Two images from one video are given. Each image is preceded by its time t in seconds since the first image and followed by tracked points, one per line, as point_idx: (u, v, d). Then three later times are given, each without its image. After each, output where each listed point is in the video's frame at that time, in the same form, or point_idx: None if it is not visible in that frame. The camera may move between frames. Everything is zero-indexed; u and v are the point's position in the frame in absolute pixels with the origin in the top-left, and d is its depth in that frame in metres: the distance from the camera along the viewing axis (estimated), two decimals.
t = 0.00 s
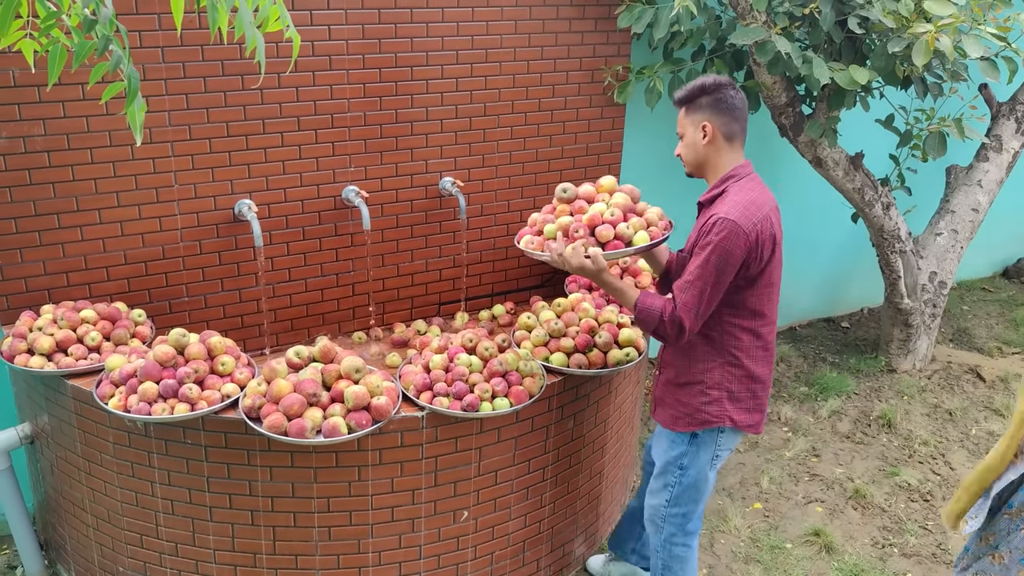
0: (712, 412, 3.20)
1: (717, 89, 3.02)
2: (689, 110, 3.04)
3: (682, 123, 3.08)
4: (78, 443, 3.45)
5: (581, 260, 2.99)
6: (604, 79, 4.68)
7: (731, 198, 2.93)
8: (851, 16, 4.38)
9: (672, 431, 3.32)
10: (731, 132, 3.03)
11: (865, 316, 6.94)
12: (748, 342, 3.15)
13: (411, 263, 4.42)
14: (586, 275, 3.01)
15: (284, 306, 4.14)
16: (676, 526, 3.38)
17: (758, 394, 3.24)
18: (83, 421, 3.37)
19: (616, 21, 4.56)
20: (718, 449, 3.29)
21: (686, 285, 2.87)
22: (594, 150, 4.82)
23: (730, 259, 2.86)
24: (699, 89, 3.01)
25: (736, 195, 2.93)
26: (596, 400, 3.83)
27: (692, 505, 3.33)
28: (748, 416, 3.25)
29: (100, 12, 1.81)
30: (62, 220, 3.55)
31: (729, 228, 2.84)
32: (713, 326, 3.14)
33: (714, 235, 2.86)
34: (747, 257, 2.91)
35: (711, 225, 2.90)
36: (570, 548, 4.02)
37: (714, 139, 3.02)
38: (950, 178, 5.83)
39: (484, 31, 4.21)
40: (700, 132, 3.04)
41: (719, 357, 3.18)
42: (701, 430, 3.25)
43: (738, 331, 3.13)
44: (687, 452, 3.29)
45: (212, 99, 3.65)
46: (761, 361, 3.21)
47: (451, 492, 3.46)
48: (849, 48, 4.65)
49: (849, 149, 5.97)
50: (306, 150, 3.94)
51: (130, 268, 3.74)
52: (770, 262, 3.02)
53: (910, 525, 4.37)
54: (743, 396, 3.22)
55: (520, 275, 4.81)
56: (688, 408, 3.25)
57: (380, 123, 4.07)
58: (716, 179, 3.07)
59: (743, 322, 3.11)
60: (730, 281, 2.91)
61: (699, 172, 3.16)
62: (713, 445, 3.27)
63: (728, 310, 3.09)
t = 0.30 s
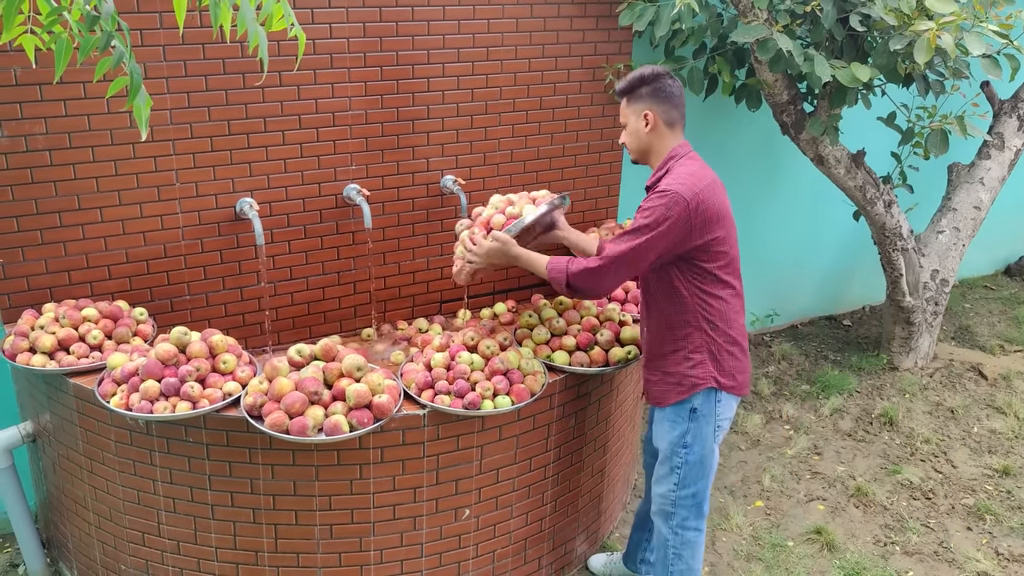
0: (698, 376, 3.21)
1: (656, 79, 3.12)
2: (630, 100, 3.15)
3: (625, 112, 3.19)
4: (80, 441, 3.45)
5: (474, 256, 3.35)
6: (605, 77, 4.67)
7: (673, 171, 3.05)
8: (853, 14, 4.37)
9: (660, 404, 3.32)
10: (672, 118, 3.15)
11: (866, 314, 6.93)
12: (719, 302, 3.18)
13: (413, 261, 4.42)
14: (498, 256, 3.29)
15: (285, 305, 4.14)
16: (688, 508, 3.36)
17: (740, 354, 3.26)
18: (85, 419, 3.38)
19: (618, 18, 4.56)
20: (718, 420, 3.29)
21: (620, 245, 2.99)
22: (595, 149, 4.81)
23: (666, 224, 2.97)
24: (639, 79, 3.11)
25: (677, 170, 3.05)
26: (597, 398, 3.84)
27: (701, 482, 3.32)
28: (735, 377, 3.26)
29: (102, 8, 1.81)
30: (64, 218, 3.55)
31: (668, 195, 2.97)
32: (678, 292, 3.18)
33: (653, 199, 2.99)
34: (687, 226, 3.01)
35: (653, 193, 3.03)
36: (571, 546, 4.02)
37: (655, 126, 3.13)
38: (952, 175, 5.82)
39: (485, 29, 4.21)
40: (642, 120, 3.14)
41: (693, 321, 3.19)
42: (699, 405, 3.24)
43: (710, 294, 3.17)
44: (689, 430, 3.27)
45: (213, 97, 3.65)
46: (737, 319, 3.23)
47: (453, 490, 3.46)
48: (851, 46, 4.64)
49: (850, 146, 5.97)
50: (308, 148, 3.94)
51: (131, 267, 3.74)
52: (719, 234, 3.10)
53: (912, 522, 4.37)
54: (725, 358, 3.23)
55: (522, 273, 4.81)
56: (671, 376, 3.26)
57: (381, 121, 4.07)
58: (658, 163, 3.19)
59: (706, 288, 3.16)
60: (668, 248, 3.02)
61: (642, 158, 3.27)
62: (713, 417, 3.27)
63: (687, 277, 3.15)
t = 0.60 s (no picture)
0: (682, 357, 3.21)
1: (642, 77, 3.13)
2: (617, 99, 3.17)
3: (614, 112, 3.20)
4: (83, 441, 3.46)
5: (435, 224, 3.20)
6: (607, 77, 4.68)
7: (660, 159, 3.06)
8: (855, 13, 4.37)
9: (646, 385, 3.33)
10: (659, 116, 3.15)
11: (869, 313, 6.91)
12: (704, 284, 3.16)
13: (415, 261, 4.43)
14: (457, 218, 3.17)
15: (288, 304, 4.15)
16: (691, 502, 3.35)
17: (727, 339, 3.23)
18: (89, 419, 3.38)
19: (620, 18, 4.56)
20: (713, 412, 3.28)
21: (586, 202, 2.94)
22: (597, 148, 4.82)
23: (637, 199, 2.95)
24: (624, 79, 3.12)
25: (664, 160, 3.05)
26: (600, 398, 3.84)
27: (701, 477, 3.31)
28: (725, 361, 3.24)
29: (104, 8, 1.82)
30: (67, 219, 3.56)
31: (645, 174, 2.97)
32: (660, 272, 3.18)
33: (632, 174, 2.98)
34: (659, 209, 2.99)
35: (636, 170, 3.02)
36: (574, 545, 4.02)
37: (643, 124, 3.13)
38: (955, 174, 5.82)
39: (487, 29, 4.21)
40: (630, 118, 3.15)
41: (677, 301, 3.20)
42: (693, 398, 3.24)
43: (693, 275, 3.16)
44: (685, 425, 3.26)
45: (216, 97, 3.66)
46: (724, 303, 3.22)
47: (456, 489, 3.46)
48: (853, 44, 4.64)
49: (852, 145, 5.96)
50: (310, 148, 3.94)
51: (134, 267, 3.75)
52: (695, 227, 3.08)
53: (915, 521, 4.36)
54: (713, 342, 3.21)
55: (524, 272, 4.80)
56: (656, 356, 3.27)
57: (383, 121, 4.08)
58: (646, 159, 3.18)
59: (687, 271, 3.15)
60: (634, 224, 2.99)
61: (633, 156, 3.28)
62: (708, 409, 3.26)
63: (668, 259, 3.15)
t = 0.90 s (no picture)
0: (680, 350, 3.21)
1: (637, 76, 3.14)
2: (614, 100, 3.17)
3: (611, 112, 3.21)
4: (88, 441, 3.47)
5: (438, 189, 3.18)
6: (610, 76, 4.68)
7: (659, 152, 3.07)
8: (858, 12, 4.36)
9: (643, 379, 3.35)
10: (657, 113, 3.16)
11: (873, 312, 6.90)
12: (701, 278, 3.17)
13: (418, 261, 4.43)
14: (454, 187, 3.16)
15: (292, 305, 4.16)
16: (691, 498, 3.35)
17: (723, 334, 3.23)
18: (93, 419, 3.39)
19: (623, 17, 4.56)
20: (712, 407, 3.26)
21: (586, 189, 2.94)
22: (601, 147, 4.82)
23: (635, 190, 2.95)
24: (620, 78, 3.14)
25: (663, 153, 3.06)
26: (603, 397, 3.84)
27: (700, 472, 3.30)
28: (722, 355, 3.23)
29: (107, 11, 1.82)
30: (71, 220, 3.57)
31: (645, 166, 2.97)
32: (657, 265, 3.20)
33: (633, 165, 2.98)
34: (657, 201, 2.99)
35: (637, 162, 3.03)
36: (577, 545, 4.02)
37: (641, 122, 3.13)
38: (959, 173, 5.81)
39: (490, 29, 4.21)
40: (628, 117, 3.15)
41: (675, 294, 3.21)
42: (691, 392, 3.24)
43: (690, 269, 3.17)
44: (683, 419, 3.26)
45: (219, 98, 3.67)
46: (723, 297, 3.22)
47: (459, 488, 3.47)
48: (857, 43, 4.64)
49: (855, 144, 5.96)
50: (313, 149, 3.95)
51: (139, 267, 3.76)
52: (693, 223, 3.08)
53: (919, 520, 4.36)
54: (710, 336, 3.21)
55: (527, 272, 4.81)
56: (654, 349, 3.28)
57: (387, 121, 4.08)
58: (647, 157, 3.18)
59: (685, 265, 3.16)
60: (632, 214, 3.00)
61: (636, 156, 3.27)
62: (706, 404, 3.25)
63: (665, 251, 3.16)
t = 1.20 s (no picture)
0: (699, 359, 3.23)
1: (648, 75, 3.13)
2: (626, 99, 3.12)
3: (619, 111, 3.17)
4: (93, 440, 3.48)
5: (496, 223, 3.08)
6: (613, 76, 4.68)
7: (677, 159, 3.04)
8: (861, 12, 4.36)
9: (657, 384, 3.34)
10: (667, 112, 3.16)
11: (878, 313, 6.89)
12: (723, 278, 3.20)
13: (423, 261, 4.44)
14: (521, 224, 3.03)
15: (296, 305, 4.16)
16: (705, 495, 3.34)
17: (744, 330, 3.28)
18: (98, 419, 3.40)
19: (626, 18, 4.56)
20: (728, 404, 3.30)
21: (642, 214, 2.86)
22: (605, 148, 4.82)
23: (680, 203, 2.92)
24: (633, 76, 3.11)
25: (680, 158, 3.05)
26: (607, 397, 3.84)
27: (716, 468, 3.31)
28: (739, 353, 3.26)
29: (111, 13, 1.83)
30: (76, 220, 3.58)
31: (678, 177, 2.94)
32: (679, 272, 3.18)
33: (666, 178, 2.94)
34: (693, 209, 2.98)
35: (663, 174, 2.98)
36: (581, 545, 4.03)
37: (654, 121, 3.13)
38: (963, 173, 5.80)
39: (494, 30, 4.22)
40: (640, 116, 3.13)
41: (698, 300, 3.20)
42: (709, 389, 3.25)
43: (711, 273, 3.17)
44: (702, 416, 3.26)
45: (224, 98, 3.68)
46: (741, 292, 3.27)
47: (463, 488, 3.47)
48: (860, 44, 4.63)
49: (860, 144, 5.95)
50: (318, 149, 3.96)
51: (143, 268, 3.77)
52: (720, 219, 3.10)
53: (923, 521, 4.35)
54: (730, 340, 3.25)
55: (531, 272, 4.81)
56: (674, 358, 3.28)
57: (391, 122, 4.09)
58: (658, 156, 3.18)
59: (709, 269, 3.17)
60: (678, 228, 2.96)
61: (642, 155, 3.26)
62: (723, 400, 3.28)
63: (688, 258, 3.15)
